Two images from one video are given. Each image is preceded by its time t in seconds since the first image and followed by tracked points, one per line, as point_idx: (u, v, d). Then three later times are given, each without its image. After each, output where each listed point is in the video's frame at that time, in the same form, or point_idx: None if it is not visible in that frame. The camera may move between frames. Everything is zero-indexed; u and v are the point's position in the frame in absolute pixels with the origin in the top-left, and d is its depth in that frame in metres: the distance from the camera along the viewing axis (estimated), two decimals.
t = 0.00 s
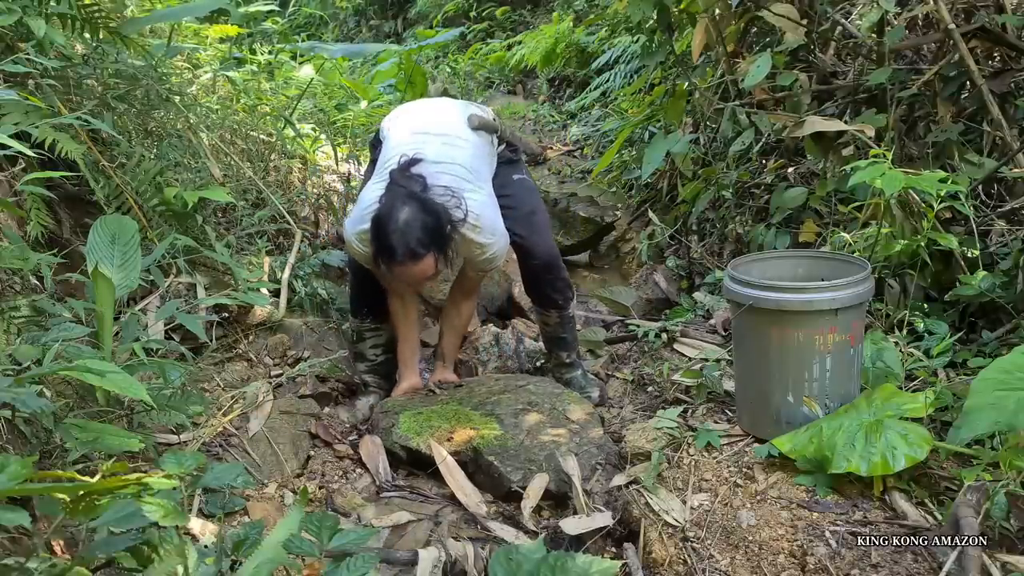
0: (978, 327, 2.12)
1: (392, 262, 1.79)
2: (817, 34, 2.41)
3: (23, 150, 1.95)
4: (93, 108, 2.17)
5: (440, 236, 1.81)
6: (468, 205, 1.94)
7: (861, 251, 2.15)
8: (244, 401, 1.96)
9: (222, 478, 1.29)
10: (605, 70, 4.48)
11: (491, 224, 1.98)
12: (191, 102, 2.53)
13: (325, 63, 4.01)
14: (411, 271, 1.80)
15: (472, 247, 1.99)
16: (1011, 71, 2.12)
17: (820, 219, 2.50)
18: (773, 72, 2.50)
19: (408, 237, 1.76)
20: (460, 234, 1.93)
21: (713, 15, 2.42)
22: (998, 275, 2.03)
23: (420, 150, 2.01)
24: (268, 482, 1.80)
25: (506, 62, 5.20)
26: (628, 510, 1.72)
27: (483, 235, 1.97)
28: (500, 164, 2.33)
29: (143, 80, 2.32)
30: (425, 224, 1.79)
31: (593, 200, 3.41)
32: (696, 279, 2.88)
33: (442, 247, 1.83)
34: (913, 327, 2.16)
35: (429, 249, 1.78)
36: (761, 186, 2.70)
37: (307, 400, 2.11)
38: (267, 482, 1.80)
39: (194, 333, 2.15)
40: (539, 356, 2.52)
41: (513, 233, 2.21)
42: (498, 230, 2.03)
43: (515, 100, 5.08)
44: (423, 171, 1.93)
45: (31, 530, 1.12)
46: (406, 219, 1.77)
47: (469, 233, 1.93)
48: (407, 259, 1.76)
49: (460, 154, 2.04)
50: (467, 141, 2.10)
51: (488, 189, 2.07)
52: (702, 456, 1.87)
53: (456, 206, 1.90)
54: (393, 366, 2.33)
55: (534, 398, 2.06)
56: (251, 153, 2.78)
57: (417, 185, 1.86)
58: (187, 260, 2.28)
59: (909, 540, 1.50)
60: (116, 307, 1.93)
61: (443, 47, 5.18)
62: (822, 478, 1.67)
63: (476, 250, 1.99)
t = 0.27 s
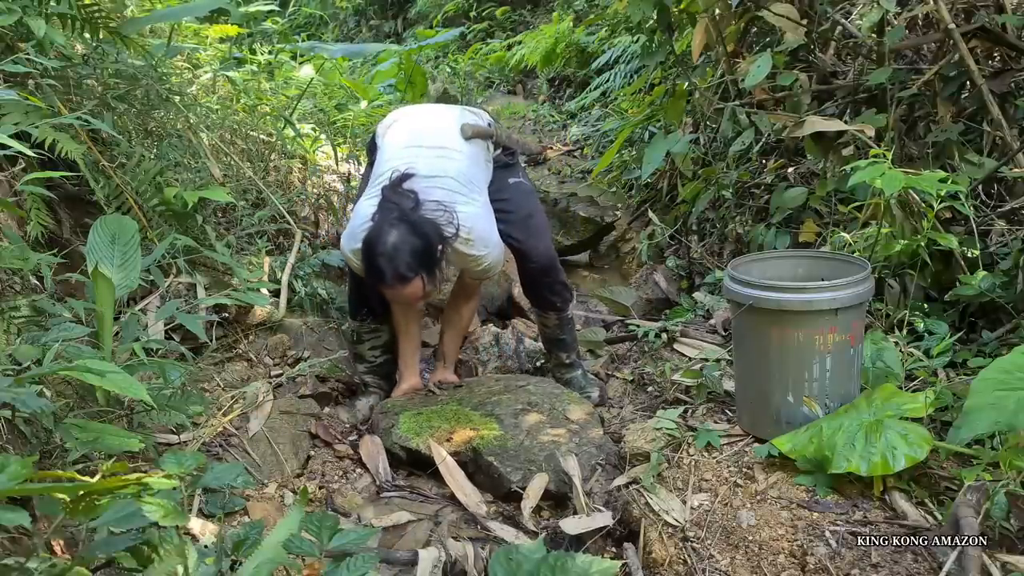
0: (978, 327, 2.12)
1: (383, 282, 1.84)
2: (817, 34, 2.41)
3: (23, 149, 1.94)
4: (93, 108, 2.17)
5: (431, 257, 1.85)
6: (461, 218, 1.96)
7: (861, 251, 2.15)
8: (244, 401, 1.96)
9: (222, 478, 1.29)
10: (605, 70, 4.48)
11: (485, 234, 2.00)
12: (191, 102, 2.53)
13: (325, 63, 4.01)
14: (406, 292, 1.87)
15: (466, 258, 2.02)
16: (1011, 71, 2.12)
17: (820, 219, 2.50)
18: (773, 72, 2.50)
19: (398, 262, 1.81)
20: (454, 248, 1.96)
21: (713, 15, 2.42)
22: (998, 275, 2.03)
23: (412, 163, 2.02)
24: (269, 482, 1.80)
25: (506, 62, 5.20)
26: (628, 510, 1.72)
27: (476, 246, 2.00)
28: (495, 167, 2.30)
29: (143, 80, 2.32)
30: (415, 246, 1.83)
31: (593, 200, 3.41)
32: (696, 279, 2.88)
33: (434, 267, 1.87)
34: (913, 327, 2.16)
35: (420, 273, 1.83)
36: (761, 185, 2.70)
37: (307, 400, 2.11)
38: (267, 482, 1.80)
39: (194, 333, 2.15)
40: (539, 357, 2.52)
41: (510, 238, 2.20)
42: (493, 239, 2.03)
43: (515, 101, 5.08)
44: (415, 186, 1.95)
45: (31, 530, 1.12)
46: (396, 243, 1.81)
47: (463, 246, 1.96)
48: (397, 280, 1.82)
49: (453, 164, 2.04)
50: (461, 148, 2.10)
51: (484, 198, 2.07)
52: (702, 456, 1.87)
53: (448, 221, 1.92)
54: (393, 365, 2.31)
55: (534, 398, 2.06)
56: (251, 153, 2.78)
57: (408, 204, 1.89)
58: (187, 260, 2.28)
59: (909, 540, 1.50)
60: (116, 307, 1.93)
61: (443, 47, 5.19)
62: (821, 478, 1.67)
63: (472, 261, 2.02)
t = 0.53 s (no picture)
0: (978, 327, 2.12)
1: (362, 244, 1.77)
2: (817, 34, 2.41)
3: (23, 150, 1.94)
4: (93, 108, 2.17)
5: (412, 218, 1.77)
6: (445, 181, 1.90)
7: (861, 251, 2.15)
8: (244, 401, 1.96)
9: (222, 478, 1.29)
10: (605, 70, 4.48)
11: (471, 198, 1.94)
12: (191, 102, 2.53)
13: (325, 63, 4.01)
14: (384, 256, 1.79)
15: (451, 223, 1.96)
16: (1011, 71, 2.12)
17: (820, 219, 2.50)
18: (773, 72, 2.50)
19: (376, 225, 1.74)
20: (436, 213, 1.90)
21: (713, 15, 2.42)
22: (998, 275, 2.03)
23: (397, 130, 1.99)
24: (269, 482, 1.80)
25: (506, 62, 5.20)
26: (628, 510, 1.72)
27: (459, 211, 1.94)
28: (496, 163, 2.31)
29: (143, 80, 2.32)
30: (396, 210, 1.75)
31: (593, 200, 3.40)
32: (696, 279, 2.88)
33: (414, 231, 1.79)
34: (913, 327, 2.16)
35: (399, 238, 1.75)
36: (761, 185, 2.70)
37: (307, 400, 2.11)
38: (267, 482, 1.80)
39: (194, 333, 2.15)
40: (539, 356, 2.52)
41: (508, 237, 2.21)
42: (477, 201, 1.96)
43: (515, 100, 5.08)
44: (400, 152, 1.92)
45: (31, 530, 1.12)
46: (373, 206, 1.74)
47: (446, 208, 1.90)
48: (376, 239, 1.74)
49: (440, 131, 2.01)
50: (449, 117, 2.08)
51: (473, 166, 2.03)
52: (702, 456, 1.87)
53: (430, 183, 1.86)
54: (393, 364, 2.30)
55: (534, 398, 2.06)
56: (251, 153, 2.77)
57: (388, 163, 1.85)
58: (187, 260, 2.28)
59: (909, 540, 1.50)
60: (116, 307, 1.93)
61: (443, 47, 5.19)
62: (822, 478, 1.67)
63: (457, 225, 1.96)
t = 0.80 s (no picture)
0: (977, 327, 2.13)
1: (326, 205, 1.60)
2: (817, 34, 2.41)
3: (23, 150, 1.94)
4: (93, 108, 2.17)
5: (374, 169, 1.63)
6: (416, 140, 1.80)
7: (861, 251, 2.15)
8: (244, 401, 1.96)
9: (223, 478, 1.29)
10: (605, 70, 4.49)
11: (451, 155, 1.79)
12: (191, 102, 2.53)
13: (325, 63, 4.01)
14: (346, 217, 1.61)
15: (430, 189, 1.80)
16: (1011, 71, 2.12)
17: (820, 219, 2.50)
18: (773, 72, 2.50)
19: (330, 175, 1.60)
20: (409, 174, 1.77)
21: (713, 15, 2.42)
22: (998, 275, 2.03)
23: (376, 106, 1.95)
24: (269, 482, 1.80)
25: (506, 62, 5.20)
26: (628, 510, 1.72)
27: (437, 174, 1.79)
28: (489, 144, 2.19)
29: (143, 80, 2.32)
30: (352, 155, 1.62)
31: (593, 200, 3.40)
32: (696, 279, 2.88)
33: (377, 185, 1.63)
34: (913, 327, 2.16)
35: (357, 187, 1.58)
36: (761, 185, 2.71)
37: (307, 400, 2.11)
38: (267, 482, 1.80)
39: (194, 333, 2.15)
40: (539, 356, 2.52)
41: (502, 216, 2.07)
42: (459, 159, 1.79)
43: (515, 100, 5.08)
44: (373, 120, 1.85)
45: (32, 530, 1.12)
46: (333, 153, 1.62)
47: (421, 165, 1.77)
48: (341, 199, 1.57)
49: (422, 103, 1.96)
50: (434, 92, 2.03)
51: (455, 130, 1.91)
52: (702, 456, 1.87)
53: (399, 141, 1.76)
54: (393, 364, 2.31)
55: (534, 398, 2.07)
56: (251, 153, 2.77)
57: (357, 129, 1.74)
58: (187, 260, 2.28)
59: (909, 540, 1.50)
60: (116, 307, 1.93)
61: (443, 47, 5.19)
62: (822, 478, 1.67)
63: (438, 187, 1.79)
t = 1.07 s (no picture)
0: (978, 327, 2.13)
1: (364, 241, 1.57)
2: (817, 34, 2.41)
3: (23, 149, 1.95)
4: (93, 108, 2.17)
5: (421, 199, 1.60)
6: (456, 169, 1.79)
7: (861, 251, 2.15)
8: (244, 401, 1.96)
9: (223, 478, 1.29)
10: (605, 70, 4.49)
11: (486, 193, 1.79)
12: (192, 102, 2.53)
13: (324, 63, 4.02)
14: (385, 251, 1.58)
15: (466, 224, 1.78)
16: (1011, 71, 2.12)
17: (820, 219, 2.50)
18: (773, 72, 2.50)
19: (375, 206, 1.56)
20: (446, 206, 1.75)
21: (713, 15, 2.42)
22: (998, 275, 2.03)
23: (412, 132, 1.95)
24: (269, 482, 1.80)
25: (506, 62, 5.20)
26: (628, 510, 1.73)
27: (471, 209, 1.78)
28: (529, 171, 2.23)
29: (143, 80, 2.32)
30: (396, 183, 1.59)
31: (593, 200, 3.40)
32: (696, 279, 2.88)
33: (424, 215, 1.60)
34: (913, 327, 2.16)
35: (400, 223, 1.55)
36: (761, 185, 2.71)
37: (307, 400, 2.11)
38: (267, 482, 1.80)
39: (194, 333, 2.15)
40: (539, 356, 2.50)
41: (548, 238, 2.16)
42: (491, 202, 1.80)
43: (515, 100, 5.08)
44: (410, 146, 1.84)
45: (31, 530, 1.12)
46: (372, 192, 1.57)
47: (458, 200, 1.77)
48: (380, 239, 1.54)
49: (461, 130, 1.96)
50: (476, 121, 2.04)
51: (488, 162, 1.92)
52: (702, 456, 1.87)
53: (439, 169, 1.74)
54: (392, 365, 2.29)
55: (534, 398, 2.07)
56: (251, 153, 2.77)
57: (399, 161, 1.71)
58: (187, 260, 2.28)
59: (909, 540, 1.50)
60: (116, 307, 1.93)
61: (444, 47, 5.19)
62: (821, 478, 1.67)
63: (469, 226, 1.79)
